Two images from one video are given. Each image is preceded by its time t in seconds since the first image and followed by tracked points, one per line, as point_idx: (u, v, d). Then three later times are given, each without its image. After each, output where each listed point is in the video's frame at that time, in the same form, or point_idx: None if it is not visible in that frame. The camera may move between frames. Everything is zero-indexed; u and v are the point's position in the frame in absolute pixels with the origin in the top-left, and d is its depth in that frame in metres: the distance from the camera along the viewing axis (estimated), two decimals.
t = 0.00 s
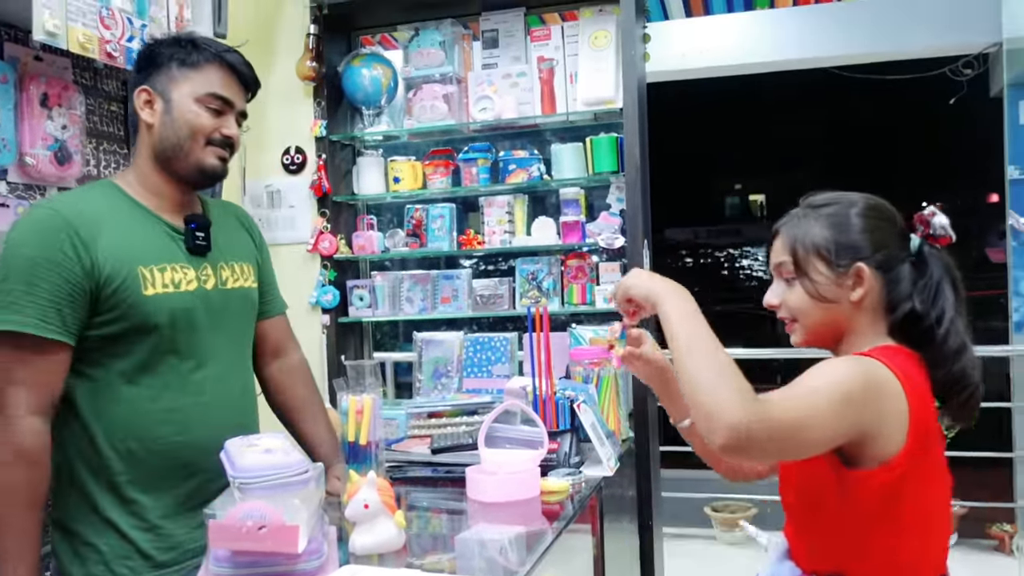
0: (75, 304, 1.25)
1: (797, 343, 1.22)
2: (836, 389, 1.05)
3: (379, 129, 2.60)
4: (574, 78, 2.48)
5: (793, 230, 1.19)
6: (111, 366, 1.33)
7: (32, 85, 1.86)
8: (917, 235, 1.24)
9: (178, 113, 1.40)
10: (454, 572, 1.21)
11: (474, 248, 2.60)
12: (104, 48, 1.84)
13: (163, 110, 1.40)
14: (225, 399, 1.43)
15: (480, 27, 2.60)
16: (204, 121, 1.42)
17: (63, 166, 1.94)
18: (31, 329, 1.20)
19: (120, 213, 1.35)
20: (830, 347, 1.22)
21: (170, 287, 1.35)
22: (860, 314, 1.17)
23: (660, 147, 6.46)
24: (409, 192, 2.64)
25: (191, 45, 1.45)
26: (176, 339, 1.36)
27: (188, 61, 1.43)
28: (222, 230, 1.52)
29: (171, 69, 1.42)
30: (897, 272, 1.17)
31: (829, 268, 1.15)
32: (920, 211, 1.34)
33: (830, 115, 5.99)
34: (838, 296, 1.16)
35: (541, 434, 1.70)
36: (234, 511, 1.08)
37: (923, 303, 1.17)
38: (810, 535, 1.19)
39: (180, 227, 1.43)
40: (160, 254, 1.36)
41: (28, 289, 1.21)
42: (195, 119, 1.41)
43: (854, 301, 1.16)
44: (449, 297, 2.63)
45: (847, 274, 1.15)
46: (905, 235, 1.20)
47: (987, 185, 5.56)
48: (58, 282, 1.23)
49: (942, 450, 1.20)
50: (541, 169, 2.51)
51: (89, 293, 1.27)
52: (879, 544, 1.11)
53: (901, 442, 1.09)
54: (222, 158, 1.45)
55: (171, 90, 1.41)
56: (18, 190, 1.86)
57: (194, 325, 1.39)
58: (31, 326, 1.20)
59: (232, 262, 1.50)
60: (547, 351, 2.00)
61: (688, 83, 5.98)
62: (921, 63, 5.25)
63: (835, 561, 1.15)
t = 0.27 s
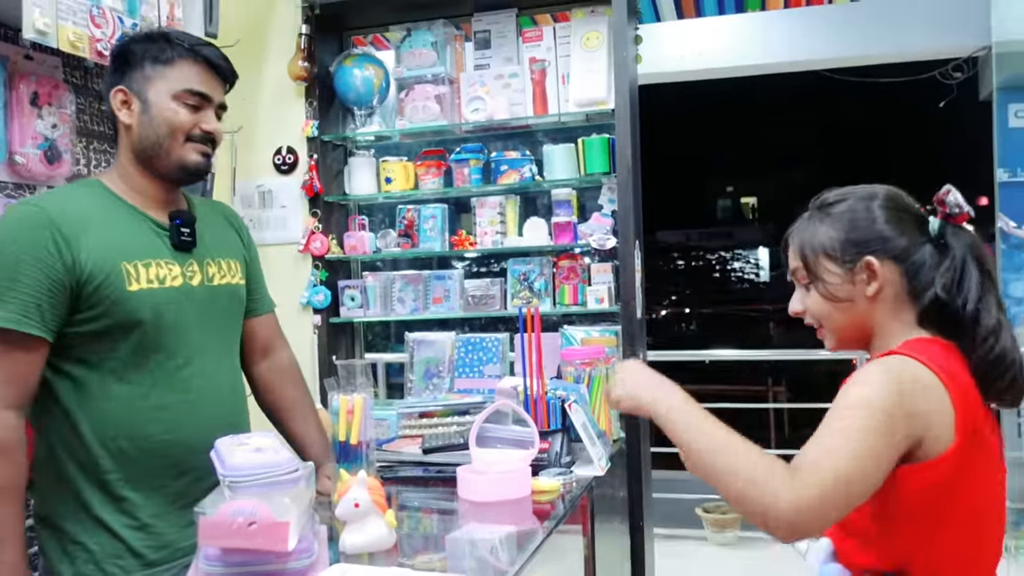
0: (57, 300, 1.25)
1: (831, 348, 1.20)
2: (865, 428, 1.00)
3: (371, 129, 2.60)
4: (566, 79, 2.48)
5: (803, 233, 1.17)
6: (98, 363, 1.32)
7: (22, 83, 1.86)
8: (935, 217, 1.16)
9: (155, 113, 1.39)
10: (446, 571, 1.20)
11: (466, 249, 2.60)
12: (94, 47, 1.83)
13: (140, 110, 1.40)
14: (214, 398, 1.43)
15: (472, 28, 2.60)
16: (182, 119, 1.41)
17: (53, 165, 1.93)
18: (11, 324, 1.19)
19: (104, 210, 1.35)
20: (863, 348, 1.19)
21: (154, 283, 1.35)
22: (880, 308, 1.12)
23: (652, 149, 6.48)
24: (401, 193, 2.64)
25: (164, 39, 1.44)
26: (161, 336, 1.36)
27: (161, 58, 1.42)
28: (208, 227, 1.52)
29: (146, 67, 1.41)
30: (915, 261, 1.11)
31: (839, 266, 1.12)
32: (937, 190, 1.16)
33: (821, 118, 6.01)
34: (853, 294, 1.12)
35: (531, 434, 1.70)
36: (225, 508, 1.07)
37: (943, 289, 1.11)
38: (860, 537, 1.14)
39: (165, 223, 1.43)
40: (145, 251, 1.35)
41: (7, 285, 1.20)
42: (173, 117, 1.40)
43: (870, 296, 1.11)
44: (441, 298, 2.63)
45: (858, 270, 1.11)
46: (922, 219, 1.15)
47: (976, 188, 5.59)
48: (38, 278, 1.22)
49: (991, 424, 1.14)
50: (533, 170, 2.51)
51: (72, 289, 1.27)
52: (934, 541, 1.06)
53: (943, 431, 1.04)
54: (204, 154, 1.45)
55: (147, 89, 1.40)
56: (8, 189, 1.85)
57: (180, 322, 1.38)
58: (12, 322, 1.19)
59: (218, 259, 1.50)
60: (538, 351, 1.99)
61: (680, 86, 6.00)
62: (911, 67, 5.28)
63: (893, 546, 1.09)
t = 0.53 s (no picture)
0: (45, 298, 1.24)
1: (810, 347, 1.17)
2: (905, 458, 0.92)
3: (359, 128, 2.59)
4: (555, 78, 2.48)
5: (776, 234, 1.14)
6: (83, 362, 1.31)
7: (8, 79, 1.85)
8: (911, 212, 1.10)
9: (133, 113, 1.38)
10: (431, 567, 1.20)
11: (455, 247, 2.59)
12: (81, 43, 1.82)
13: (117, 110, 1.38)
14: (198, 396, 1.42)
15: (461, 27, 2.60)
16: (160, 118, 1.39)
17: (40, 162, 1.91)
18: None
19: (88, 208, 1.34)
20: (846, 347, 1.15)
21: (140, 281, 1.35)
22: (849, 310, 1.09)
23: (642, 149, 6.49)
24: (389, 191, 2.64)
25: (134, 34, 1.41)
26: (147, 333, 1.36)
27: (134, 55, 1.39)
28: (191, 224, 1.52)
29: (120, 66, 1.39)
30: (883, 262, 1.06)
31: (806, 268, 1.09)
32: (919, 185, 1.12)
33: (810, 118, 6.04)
34: (818, 295, 1.09)
35: (518, 432, 1.71)
36: (211, 506, 1.08)
37: (910, 290, 1.06)
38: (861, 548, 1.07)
39: (148, 221, 1.43)
40: (130, 249, 1.35)
41: None
42: (151, 117, 1.39)
43: (835, 298, 1.08)
44: (429, 296, 2.63)
45: (821, 274, 1.08)
46: (899, 216, 1.09)
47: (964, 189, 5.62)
48: (25, 277, 1.21)
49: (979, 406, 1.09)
50: (521, 168, 2.51)
51: (61, 287, 1.26)
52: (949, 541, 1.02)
53: (954, 428, 0.98)
54: (186, 151, 1.43)
55: (122, 88, 1.38)
56: None
57: (166, 320, 1.39)
58: None
59: (202, 258, 1.50)
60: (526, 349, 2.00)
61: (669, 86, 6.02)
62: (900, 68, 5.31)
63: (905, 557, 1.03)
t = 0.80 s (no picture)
0: (24, 298, 1.23)
1: (799, 355, 1.20)
2: (932, 462, 0.93)
3: (343, 124, 2.59)
4: (538, 74, 2.47)
5: (762, 243, 1.20)
6: (61, 362, 1.30)
7: None
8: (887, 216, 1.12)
9: (108, 112, 1.36)
10: (415, 564, 1.20)
11: (440, 243, 2.58)
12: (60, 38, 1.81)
13: (92, 109, 1.36)
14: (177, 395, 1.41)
15: (445, 23, 2.59)
16: (136, 117, 1.37)
17: (19, 158, 1.89)
18: None
19: (66, 207, 1.33)
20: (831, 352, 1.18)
21: (119, 280, 1.34)
22: (824, 312, 1.12)
23: (627, 145, 6.50)
24: (373, 188, 2.63)
25: (106, 31, 1.39)
26: (127, 333, 1.35)
27: (105, 53, 1.36)
28: (170, 223, 1.51)
29: (92, 65, 1.37)
30: (854, 263, 1.09)
31: (783, 272, 1.14)
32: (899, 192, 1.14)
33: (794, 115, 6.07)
34: (795, 298, 1.14)
35: (501, 429, 1.70)
36: (190, 504, 1.07)
37: (881, 290, 1.08)
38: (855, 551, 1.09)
39: (127, 220, 1.41)
40: (110, 248, 1.34)
41: None
42: (127, 116, 1.36)
43: (809, 300, 1.12)
44: (414, 293, 2.62)
45: (796, 277, 1.13)
46: (874, 220, 1.11)
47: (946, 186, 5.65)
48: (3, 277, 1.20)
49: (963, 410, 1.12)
50: (505, 165, 2.51)
51: (39, 286, 1.25)
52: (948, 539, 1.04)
53: (959, 431, 1.01)
54: (165, 149, 1.41)
55: (96, 87, 1.36)
56: None
57: (146, 319, 1.38)
58: None
59: (181, 256, 1.49)
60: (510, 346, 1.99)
61: (655, 83, 6.02)
62: (883, 65, 5.33)
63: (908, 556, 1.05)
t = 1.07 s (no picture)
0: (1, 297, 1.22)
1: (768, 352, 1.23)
2: (908, 447, 0.95)
3: (328, 119, 2.59)
4: (524, 69, 2.46)
5: (733, 244, 1.22)
6: (41, 359, 1.30)
7: None
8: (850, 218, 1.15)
9: (104, 115, 1.34)
10: (401, 560, 1.20)
11: (426, 239, 2.57)
12: (42, 32, 1.80)
13: (89, 108, 1.34)
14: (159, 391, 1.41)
15: (430, 18, 2.59)
16: (131, 124, 1.35)
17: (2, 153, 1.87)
18: None
19: (45, 204, 1.32)
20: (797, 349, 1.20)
21: (99, 278, 1.33)
22: (791, 310, 1.15)
23: (614, 140, 6.51)
24: (359, 183, 2.62)
25: (116, 32, 1.36)
26: (108, 331, 1.34)
27: (113, 56, 1.34)
28: (153, 219, 1.50)
29: (97, 64, 1.34)
30: (820, 262, 1.12)
31: (751, 272, 1.17)
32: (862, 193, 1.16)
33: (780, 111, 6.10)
34: (764, 297, 1.16)
35: (487, 423, 1.71)
36: (174, 501, 1.07)
37: (845, 288, 1.11)
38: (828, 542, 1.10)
39: (108, 216, 1.40)
40: (89, 245, 1.33)
41: None
42: (122, 122, 1.34)
43: (777, 299, 1.15)
44: (400, 288, 2.62)
45: (764, 276, 1.15)
46: (838, 221, 1.14)
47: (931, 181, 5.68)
48: None
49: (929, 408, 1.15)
50: (491, 160, 2.51)
51: (17, 285, 1.24)
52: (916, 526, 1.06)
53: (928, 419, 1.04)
54: (153, 158, 1.40)
55: (96, 87, 1.34)
56: None
57: (127, 317, 1.37)
58: None
59: (163, 252, 1.48)
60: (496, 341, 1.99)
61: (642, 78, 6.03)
62: (868, 60, 5.35)
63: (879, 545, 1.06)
